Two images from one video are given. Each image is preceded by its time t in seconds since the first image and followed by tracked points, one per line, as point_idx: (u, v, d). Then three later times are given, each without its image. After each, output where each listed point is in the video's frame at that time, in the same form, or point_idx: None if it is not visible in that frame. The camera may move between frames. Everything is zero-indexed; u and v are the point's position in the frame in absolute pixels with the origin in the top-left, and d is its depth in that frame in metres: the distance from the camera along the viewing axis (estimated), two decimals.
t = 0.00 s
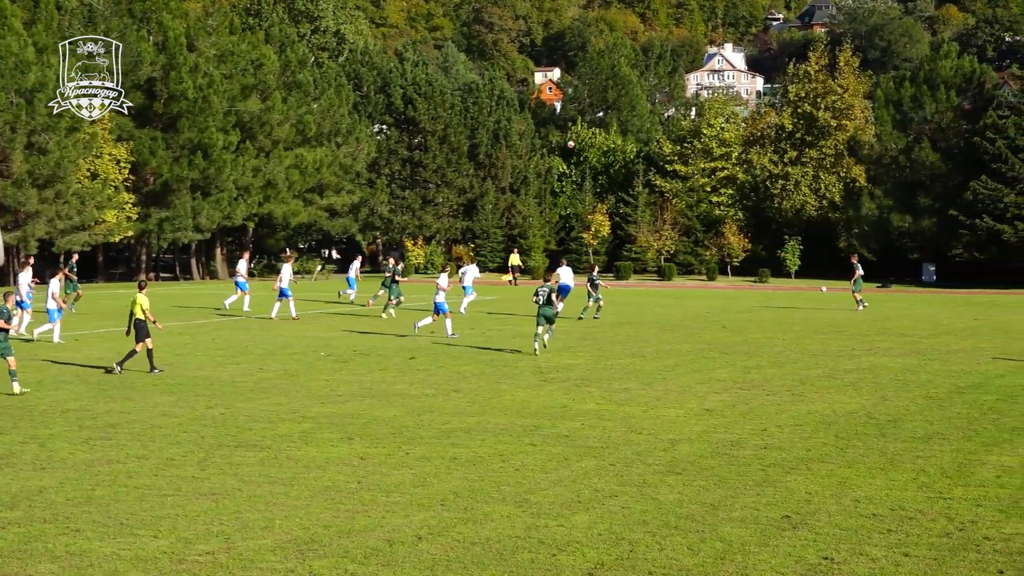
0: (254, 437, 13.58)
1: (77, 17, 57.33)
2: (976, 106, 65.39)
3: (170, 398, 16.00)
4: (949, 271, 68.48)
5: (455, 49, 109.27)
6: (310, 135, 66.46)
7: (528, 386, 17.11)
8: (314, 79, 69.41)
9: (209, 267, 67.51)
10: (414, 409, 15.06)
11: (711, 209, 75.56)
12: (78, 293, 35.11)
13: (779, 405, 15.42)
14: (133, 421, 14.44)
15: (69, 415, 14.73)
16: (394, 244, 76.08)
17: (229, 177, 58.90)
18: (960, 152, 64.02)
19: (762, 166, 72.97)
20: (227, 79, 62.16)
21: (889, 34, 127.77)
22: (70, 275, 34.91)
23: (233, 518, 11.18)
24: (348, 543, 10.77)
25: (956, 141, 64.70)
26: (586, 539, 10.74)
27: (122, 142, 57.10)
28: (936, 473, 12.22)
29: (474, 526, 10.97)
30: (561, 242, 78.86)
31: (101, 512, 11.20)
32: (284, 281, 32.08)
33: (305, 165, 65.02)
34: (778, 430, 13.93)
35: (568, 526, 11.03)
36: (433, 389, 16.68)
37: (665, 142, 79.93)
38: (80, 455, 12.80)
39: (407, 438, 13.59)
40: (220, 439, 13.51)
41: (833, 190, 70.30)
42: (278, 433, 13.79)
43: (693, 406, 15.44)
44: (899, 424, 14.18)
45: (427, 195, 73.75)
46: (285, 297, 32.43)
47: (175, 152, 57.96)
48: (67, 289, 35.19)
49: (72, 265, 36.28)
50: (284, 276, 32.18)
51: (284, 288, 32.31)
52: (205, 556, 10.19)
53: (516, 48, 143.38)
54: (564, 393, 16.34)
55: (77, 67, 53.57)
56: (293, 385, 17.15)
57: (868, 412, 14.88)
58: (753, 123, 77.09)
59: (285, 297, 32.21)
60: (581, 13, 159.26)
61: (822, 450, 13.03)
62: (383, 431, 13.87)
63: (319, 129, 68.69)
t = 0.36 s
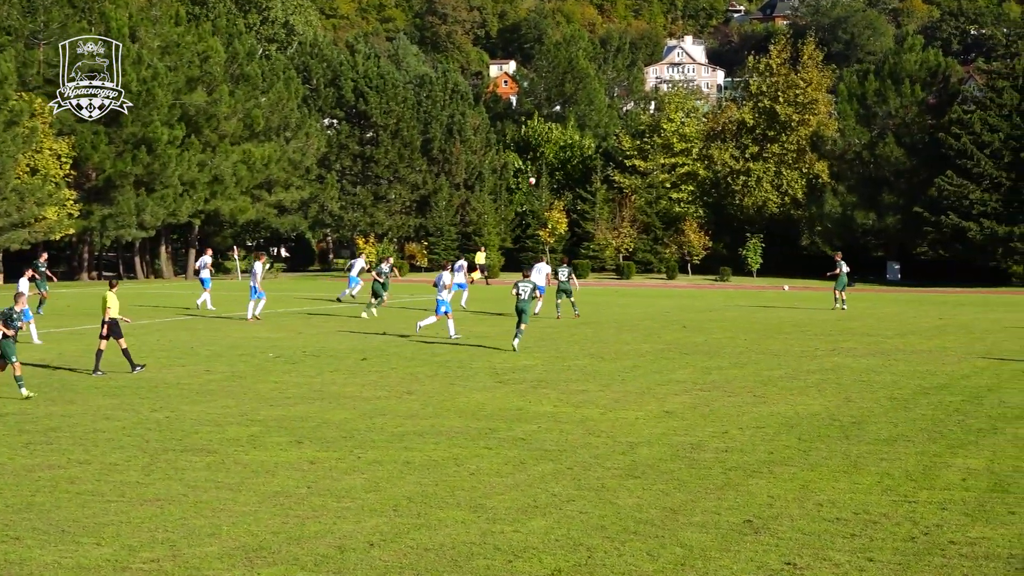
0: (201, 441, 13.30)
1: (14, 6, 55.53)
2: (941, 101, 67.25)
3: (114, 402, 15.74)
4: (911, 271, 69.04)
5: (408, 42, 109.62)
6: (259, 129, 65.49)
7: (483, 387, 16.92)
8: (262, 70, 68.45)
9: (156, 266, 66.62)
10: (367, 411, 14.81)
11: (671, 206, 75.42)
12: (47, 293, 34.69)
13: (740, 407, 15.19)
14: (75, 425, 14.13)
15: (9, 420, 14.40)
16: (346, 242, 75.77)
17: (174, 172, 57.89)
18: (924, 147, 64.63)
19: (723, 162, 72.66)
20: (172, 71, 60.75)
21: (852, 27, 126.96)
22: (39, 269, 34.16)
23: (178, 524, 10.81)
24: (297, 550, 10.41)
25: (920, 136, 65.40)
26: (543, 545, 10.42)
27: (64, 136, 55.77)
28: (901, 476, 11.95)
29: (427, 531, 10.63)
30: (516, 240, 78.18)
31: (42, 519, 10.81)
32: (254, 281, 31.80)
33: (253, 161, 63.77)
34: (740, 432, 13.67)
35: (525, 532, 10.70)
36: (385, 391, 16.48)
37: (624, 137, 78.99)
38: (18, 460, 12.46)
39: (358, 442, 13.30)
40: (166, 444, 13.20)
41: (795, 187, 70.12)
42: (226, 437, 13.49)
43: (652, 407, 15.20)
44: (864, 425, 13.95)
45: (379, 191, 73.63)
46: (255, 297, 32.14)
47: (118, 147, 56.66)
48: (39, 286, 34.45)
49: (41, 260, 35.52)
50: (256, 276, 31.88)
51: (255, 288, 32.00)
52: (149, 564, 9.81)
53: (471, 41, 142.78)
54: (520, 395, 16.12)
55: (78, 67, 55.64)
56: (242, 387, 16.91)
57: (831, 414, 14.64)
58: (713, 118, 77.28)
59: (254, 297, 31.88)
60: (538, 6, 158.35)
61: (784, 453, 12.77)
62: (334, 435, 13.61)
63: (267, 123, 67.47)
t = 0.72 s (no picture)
0: (165, 440, 13.38)
1: None
2: (899, 101, 67.83)
3: (77, 401, 15.77)
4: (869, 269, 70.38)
5: (370, 41, 110.08)
6: (221, 129, 65.27)
7: (445, 385, 17.10)
8: (224, 70, 68.04)
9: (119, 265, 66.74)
10: (330, 410, 14.92)
11: (632, 205, 75.72)
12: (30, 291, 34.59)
13: (701, 404, 15.33)
14: (38, 424, 14.16)
15: None
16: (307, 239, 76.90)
17: (137, 171, 57.73)
18: (882, 146, 65.83)
19: (684, 161, 74.42)
20: (133, 70, 59.57)
21: (811, 27, 128.61)
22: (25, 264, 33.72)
23: (142, 522, 10.82)
24: (260, 548, 10.42)
25: (878, 135, 66.64)
26: (506, 542, 10.48)
27: (25, 135, 55.32)
28: (859, 472, 12.07)
29: (391, 529, 10.68)
30: (478, 238, 77.81)
31: (6, 518, 10.80)
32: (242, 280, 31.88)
33: (216, 160, 63.26)
34: (701, 429, 13.77)
35: (488, 529, 10.75)
36: (348, 390, 16.62)
37: (586, 135, 79.80)
38: None
39: (321, 441, 13.39)
40: (129, 443, 13.28)
41: (755, 185, 71.62)
42: (189, 436, 13.58)
43: (614, 405, 15.34)
44: (823, 422, 14.10)
45: (342, 190, 74.89)
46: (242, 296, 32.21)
47: (81, 145, 56.35)
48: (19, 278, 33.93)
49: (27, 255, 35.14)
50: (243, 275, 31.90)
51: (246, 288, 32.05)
52: (113, 562, 9.79)
53: (432, 40, 142.35)
54: (482, 393, 16.27)
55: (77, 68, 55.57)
56: (205, 387, 17.02)
57: (791, 410, 14.78)
58: (673, 118, 79.26)
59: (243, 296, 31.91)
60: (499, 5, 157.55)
61: (745, 450, 12.88)
62: (297, 433, 13.71)
63: (229, 122, 66.98)
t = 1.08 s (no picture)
0: (146, 432, 13.79)
1: None
2: (854, 105, 67.96)
3: (60, 394, 16.16)
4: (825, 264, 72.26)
5: (344, 47, 111.41)
6: (200, 130, 65.14)
7: (417, 378, 17.63)
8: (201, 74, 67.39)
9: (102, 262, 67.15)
10: (306, 403, 15.37)
11: (597, 205, 75.80)
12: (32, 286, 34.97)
13: (664, 396, 15.87)
14: (23, 416, 14.54)
15: None
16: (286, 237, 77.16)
17: (119, 171, 57.95)
18: (837, 148, 66.03)
19: (647, 162, 75.40)
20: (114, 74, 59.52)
21: (770, 33, 130.83)
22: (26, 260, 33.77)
23: (124, 511, 11.21)
24: (238, 536, 10.81)
25: (834, 138, 66.71)
26: (477, 529, 10.88)
27: (10, 136, 55.46)
28: (816, 461, 12.56)
29: (365, 517, 11.09)
30: (450, 237, 79.30)
31: None
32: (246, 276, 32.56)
33: (196, 160, 63.29)
34: (663, 421, 14.27)
35: (458, 517, 11.17)
36: (323, 383, 17.10)
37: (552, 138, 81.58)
38: None
39: (297, 432, 13.85)
40: (112, 434, 13.69)
41: (716, 186, 72.58)
42: (169, 427, 14.01)
43: (579, 397, 15.87)
44: (781, 413, 14.65)
45: (317, 189, 75.09)
46: (245, 293, 32.95)
47: (65, 146, 56.69)
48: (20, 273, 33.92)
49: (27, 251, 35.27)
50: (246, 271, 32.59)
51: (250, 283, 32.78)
52: (96, 550, 10.17)
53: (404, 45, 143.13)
54: (454, 386, 16.78)
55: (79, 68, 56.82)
56: (184, 380, 17.46)
57: (750, 402, 15.34)
58: (638, 120, 80.01)
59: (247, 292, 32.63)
60: (468, 9, 158.24)
61: (706, 440, 13.37)
62: (273, 425, 14.16)
63: (208, 123, 67.24)
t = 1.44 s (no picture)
0: (135, 423, 14.22)
1: None
2: (817, 108, 68.94)
3: (50, 387, 16.56)
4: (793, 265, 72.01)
5: (326, 51, 111.87)
6: (187, 132, 65.47)
7: (397, 372, 18.17)
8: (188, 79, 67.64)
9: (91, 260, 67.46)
10: (289, 395, 15.86)
11: (571, 204, 76.93)
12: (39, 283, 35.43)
13: (635, 389, 16.47)
14: (14, 408, 14.94)
15: None
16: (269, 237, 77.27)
17: (109, 172, 58.25)
18: (802, 150, 67.09)
19: (619, 163, 76.13)
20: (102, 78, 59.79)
21: (736, 39, 132.19)
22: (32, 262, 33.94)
23: (114, 500, 11.61)
24: (224, 523, 11.20)
25: (799, 140, 68.08)
26: (454, 516, 11.29)
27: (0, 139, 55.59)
28: (780, 451, 13.09)
29: (347, 505, 11.50)
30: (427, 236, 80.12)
31: None
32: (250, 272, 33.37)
33: (183, 161, 63.60)
34: (635, 413, 14.82)
35: (437, 505, 11.59)
36: (306, 376, 17.61)
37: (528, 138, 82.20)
38: None
39: (281, 423, 14.34)
40: (102, 425, 14.11)
41: (684, 186, 74.24)
42: (158, 419, 14.46)
43: (554, 389, 16.44)
44: (748, 405, 15.22)
45: (300, 189, 75.21)
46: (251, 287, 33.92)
47: (56, 147, 56.88)
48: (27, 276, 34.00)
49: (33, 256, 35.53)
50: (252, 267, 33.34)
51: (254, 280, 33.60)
52: (86, 538, 10.57)
53: (383, 49, 143.30)
54: (433, 379, 17.32)
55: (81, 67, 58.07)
56: (171, 373, 17.95)
57: (718, 394, 15.94)
58: (609, 122, 80.22)
59: (251, 288, 33.40)
60: (446, 16, 159.24)
61: (675, 431, 13.90)
62: (258, 417, 14.63)
63: (195, 126, 67.23)
